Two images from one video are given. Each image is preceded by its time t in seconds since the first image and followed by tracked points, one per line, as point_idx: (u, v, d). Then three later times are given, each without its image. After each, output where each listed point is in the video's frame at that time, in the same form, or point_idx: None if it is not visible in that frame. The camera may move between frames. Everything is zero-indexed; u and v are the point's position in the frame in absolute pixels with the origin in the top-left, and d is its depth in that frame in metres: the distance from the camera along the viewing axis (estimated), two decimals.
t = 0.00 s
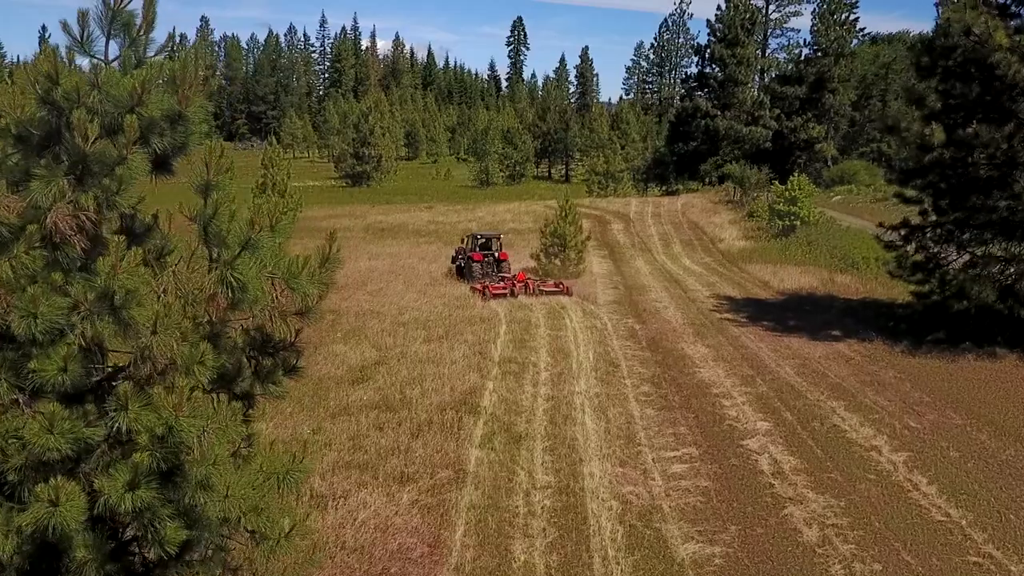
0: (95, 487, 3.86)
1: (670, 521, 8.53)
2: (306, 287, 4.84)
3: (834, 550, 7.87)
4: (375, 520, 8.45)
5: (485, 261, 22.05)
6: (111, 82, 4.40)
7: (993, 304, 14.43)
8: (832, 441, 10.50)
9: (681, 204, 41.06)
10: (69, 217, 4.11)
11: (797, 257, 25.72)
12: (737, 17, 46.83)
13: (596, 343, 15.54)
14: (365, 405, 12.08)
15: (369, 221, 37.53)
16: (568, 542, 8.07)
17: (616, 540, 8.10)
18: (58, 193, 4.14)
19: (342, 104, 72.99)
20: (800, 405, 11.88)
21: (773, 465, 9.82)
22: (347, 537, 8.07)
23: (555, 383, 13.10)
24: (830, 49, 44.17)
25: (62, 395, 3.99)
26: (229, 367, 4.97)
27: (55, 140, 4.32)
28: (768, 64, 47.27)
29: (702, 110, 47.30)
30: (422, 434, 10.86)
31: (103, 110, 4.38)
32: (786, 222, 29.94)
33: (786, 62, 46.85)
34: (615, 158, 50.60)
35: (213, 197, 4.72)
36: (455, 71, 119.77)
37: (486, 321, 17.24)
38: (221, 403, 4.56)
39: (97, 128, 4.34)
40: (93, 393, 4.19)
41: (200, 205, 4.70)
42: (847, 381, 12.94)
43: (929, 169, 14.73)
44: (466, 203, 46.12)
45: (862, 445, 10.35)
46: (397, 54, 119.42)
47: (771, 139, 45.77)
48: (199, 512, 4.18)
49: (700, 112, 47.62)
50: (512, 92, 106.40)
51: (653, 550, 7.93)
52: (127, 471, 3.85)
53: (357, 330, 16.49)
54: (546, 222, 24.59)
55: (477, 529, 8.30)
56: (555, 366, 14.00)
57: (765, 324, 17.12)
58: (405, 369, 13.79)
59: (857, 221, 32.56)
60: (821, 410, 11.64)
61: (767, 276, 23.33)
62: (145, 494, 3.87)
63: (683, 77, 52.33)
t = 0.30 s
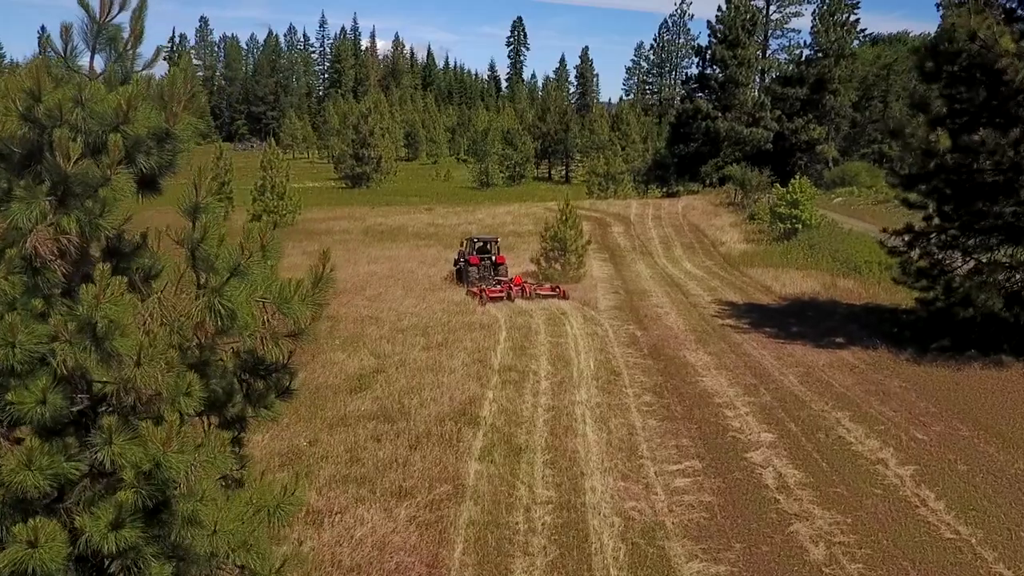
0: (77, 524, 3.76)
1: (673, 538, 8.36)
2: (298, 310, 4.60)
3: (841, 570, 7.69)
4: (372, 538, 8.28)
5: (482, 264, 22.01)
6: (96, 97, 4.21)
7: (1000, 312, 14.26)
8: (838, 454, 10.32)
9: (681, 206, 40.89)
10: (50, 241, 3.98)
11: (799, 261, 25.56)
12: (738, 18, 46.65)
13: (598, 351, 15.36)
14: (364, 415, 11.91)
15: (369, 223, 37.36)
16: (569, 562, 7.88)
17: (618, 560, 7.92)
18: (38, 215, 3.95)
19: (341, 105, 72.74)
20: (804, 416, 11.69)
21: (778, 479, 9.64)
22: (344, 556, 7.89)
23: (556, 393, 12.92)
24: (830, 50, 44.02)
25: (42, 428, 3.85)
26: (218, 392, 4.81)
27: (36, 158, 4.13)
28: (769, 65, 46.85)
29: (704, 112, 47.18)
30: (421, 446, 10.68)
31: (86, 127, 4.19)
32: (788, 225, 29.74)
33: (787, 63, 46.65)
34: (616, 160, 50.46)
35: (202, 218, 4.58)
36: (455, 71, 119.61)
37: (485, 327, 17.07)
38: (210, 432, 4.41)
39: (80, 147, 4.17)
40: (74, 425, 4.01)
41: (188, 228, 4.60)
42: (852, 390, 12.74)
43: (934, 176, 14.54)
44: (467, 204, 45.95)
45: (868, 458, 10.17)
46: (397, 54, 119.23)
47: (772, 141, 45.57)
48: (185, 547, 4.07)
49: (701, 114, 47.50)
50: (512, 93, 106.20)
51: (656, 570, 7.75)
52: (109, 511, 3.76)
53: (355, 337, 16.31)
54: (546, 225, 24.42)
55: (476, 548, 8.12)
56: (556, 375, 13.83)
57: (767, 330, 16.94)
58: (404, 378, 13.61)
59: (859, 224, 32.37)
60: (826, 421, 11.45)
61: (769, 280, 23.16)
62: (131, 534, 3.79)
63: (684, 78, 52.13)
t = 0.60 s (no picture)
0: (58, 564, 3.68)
1: (675, 556, 8.19)
2: (287, 336, 4.53)
3: None
4: (368, 556, 8.12)
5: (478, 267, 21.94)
6: (77, 115, 4.06)
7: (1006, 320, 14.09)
8: (843, 467, 10.14)
9: (682, 208, 40.72)
10: (27, 267, 3.86)
11: (800, 265, 25.39)
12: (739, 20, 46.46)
13: (597, 358, 15.19)
14: (361, 426, 11.75)
15: (368, 225, 37.18)
16: None
17: None
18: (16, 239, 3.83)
19: (340, 106, 72.50)
20: (808, 427, 11.52)
21: (782, 494, 9.47)
22: None
23: (556, 402, 12.75)
24: (829, 51, 43.83)
25: (18, 465, 3.75)
26: (207, 420, 4.68)
27: (12, 177, 3.96)
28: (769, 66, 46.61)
29: (704, 114, 47.03)
30: (418, 459, 10.50)
31: (64, 148, 4.02)
32: (789, 228, 29.58)
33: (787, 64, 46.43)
34: (616, 162, 50.26)
35: (188, 243, 4.46)
36: (455, 72, 119.40)
37: (484, 334, 16.90)
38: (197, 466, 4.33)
39: (60, 166, 4.01)
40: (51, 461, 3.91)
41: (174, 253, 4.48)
42: (856, 400, 12.56)
43: (939, 182, 14.37)
44: (466, 206, 45.76)
45: (873, 471, 10.01)
46: (397, 55, 119.04)
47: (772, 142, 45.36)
48: None
49: (701, 116, 47.35)
50: (511, 93, 105.96)
51: None
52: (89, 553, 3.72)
53: (353, 344, 16.14)
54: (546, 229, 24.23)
55: (473, 567, 7.96)
56: (555, 384, 13.67)
57: (769, 337, 16.78)
58: (402, 387, 13.44)
59: (861, 227, 32.20)
60: (831, 433, 11.28)
61: (771, 284, 23.00)
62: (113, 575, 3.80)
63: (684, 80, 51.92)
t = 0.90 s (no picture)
0: None
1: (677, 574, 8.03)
2: (275, 364, 4.54)
3: None
4: None
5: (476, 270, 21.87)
6: (54, 139, 3.97)
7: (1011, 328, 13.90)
8: (847, 480, 10.00)
9: (682, 211, 40.52)
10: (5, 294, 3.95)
11: (801, 269, 25.24)
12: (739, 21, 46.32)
13: (598, 366, 15.03)
14: (358, 436, 11.60)
15: (367, 228, 37.01)
16: None
17: None
18: None
19: (340, 107, 72.32)
20: (811, 438, 11.36)
21: (786, 509, 9.30)
22: None
23: (556, 412, 12.59)
24: (829, 53, 43.54)
25: None
26: (193, 448, 4.70)
27: None
28: (769, 67, 46.44)
29: (704, 115, 46.89)
30: (415, 472, 10.33)
31: (41, 169, 3.91)
32: (790, 231, 29.44)
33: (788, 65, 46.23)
34: (616, 163, 50.04)
35: (174, 271, 4.43)
36: (455, 72, 119.24)
37: (483, 340, 16.73)
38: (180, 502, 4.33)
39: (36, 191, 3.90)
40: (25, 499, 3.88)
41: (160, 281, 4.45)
42: (860, 411, 12.39)
43: (943, 188, 14.19)
44: (466, 208, 45.55)
45: (877, 485, 9.85)
46: (396, 56, 118.89)
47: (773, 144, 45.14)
48: None
49: (701, 117, 47.20)
50: (511, 94, 105.72)
51: None
52: None
53: (350, 350, 15.98)
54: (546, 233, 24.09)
55: None
56: (555, 392, 13.52)
57: (771, 343, 16.63)
58: (400, 396, 13.28)
59: (863, 231, 32.02)
60: (834, 444, 11.11)
61: (772, 289, 22.84)
62: None
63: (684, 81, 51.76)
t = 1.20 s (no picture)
0: None
1: None
2: (261, 397, 4.53)
3: None
4: None
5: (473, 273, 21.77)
6: (30, 160, 4.12)
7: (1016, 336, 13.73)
8: (850, 493, 9.84)
9: (682, 213, 40.30)
10: None
11: (803, 273, 25.07)
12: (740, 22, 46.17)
13: (598, 374, 14.86)
14: (353, 447, 11.44)
15: (365, 230, 36.79)
16: None
17: None
18: None
19: (339, 107, 72.07)
20: (812, 449, 11.22)
21: (788, 524, 9.15)
22: None
23: (554, 422, 12.42)
24: (829, 54, 43.17)
25: None
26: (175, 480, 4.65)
27: None
28: (770, 68, 46.26)
29: (704, 116, 46.75)
30: (411, 486, 10.14)
31: (16, 192, 4.10)
32: (791, 234, 29.27)
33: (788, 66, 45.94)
34: (617, 165, 49.75)
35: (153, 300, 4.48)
36: (455, 73, 119.00)
37: (481, 347, 16.55)
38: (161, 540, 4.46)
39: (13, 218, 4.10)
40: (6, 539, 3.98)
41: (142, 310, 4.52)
42: (863, 420, 12.23)
43: (947, 194, 14.01)
44: (465, 210, 45.30)
45: (881, 499, 9.69)
46: (396, 56, 118.66)
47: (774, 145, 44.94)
48: None
49: (701, 119, 47.07)
50: (511, 94, 105.37)
51: None
52: None
53: (347, 358, 15.81)
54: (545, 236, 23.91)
55: None
56: (554, 401, 13.36)
57: (772, 350, 16.46)
58: (397, 405, 13.12)
59: (865, 233, 31.82)
60: (837, 456, 10.96)
61: (773, 293, 22.68)
62: None
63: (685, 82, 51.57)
